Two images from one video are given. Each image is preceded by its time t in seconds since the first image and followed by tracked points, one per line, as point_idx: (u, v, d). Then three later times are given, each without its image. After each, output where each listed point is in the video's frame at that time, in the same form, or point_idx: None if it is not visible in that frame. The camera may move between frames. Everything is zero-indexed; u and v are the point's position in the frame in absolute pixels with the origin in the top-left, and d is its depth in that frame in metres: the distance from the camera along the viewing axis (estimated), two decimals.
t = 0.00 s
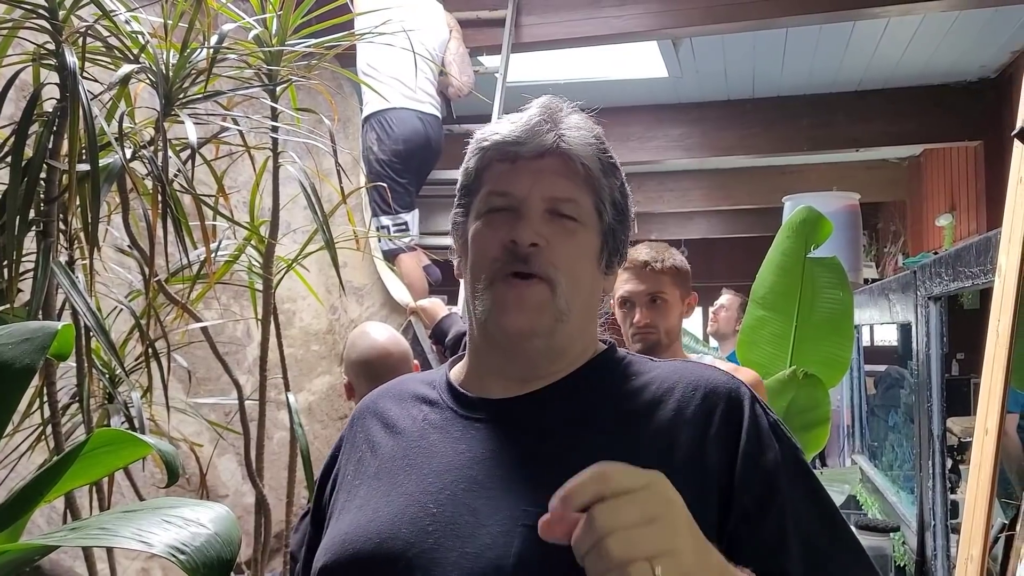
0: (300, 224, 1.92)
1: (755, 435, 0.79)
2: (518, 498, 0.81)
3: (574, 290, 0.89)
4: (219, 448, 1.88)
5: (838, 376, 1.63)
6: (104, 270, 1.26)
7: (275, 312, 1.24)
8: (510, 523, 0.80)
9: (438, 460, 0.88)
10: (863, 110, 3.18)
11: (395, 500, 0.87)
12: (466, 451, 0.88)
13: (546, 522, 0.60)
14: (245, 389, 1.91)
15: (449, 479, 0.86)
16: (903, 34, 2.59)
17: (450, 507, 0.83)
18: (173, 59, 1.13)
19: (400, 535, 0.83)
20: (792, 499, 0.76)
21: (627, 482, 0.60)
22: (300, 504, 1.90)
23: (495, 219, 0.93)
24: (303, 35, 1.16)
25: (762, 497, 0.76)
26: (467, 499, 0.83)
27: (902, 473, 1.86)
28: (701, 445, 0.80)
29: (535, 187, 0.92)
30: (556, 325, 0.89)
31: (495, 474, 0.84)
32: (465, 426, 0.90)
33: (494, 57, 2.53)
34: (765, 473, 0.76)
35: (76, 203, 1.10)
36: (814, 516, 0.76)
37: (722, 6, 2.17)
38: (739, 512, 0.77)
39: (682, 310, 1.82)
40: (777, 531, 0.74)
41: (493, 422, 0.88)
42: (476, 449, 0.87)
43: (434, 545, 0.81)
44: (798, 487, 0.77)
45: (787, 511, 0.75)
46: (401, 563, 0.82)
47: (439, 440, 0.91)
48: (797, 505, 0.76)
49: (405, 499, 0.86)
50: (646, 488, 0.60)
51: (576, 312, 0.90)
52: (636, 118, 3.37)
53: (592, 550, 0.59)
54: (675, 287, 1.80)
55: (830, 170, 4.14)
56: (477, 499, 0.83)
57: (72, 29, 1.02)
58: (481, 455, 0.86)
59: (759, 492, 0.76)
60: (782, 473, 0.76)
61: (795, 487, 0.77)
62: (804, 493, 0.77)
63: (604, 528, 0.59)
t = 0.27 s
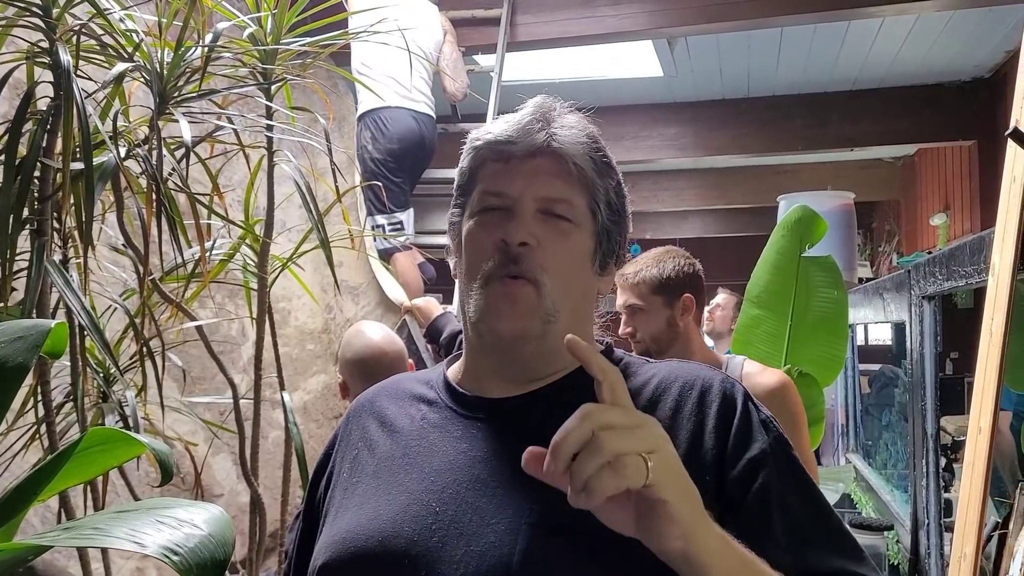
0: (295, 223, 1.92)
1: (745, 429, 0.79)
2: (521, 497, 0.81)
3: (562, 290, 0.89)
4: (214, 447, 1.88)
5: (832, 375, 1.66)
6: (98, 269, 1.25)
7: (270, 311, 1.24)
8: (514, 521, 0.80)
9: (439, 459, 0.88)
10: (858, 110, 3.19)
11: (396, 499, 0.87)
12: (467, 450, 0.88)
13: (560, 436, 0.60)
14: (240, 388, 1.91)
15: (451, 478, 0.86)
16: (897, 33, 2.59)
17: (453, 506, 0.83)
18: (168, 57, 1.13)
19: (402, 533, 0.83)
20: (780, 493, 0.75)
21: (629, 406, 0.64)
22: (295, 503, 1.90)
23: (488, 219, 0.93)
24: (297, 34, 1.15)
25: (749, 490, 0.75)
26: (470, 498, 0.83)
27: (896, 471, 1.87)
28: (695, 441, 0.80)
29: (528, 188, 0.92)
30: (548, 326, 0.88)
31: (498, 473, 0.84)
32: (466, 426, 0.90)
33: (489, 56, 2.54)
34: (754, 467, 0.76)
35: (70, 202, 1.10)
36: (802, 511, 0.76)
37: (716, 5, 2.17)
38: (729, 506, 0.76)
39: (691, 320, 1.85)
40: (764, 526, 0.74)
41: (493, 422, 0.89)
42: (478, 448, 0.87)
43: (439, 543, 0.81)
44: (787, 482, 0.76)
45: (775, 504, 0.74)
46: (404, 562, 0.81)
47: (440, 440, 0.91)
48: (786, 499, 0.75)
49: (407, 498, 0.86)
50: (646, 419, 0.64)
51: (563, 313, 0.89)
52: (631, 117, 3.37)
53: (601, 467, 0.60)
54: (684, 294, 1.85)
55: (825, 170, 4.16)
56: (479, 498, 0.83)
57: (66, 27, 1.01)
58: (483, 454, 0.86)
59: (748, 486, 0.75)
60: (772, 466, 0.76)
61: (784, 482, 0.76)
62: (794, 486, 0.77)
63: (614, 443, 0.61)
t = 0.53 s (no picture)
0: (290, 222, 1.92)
1: (740, 428, 0.80)
2: (515, 494, 0.82)
3: (562, 289, 0.90)
4: (209, 445, 1.88)
5: (825, 373, 1.69)
6: (94, 267, 1.25)
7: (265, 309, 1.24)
8: (508, 519, 0.80)
9: (434, 456, 0.89)
10: (851, 109, 3.20)
11: (391, 496, 0.87)
12: (462, 448, 0.88)
13: (557, 469, 0.58)
14: (235, 386, 1.91)
15: (446, 475, 0.86)
16: (890, 34, 2.61)
17: (447, 503, 0.84)
18: (163, 55, 1.13)
19: (397, 530, 0.84)
20: (773, 491, 0.76)
21: (627, 437, 0.62)
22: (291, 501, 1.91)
23: (482, 222, 0.94)
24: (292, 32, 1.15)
25: (743, 487, 0.76)
26: (464, 496, 0.84)
27: (888, 469, 1.88)
28: (689, 440, 0.81)
29: (520, 189, 0.92)
30: (544, 326, 0.89)
31: (492, 470, 0.84)
32: (461, 423, 0.91)
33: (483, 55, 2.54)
34: (747, 465, 0.77)
35: (66, 200, 1.10)
36: (795, 509, 0.77)
37: (710, 5, 2.18)
38: (723, 504, 0.77)
39: (688, 322, 1.80)
40: (758, 524, 0.74)
41: (488, 420, 0.89)
42: (473, 446, 0.88)
43: (433, 540, 0.82)
44: (779, 481, 0.77)
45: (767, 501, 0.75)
46: (399, 559, 0.82)
47: (435, 437, 0.91)
48: (779, 497, 0.76)
49: (402, 495, 0.87)
50: (644, 450, 0.62)
51: (564, 312, 0.91)
52: (625, 116, 3.38)
53: (600, 509, 0.58)
54: (672, 299, 1.81)
55: (818, 169, 4.18)
56: (474, 495, 0.84)
57: (62, 25, 1.01)
58: (478, 452, 0.86)
59: (742, 483, 0.76)
60: (765, 464, 0.77)
61: (777, 480, 0.77)
62: (787, 485, 0.77)
63: (611, 480, 0.59)
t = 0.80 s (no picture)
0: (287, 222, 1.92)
1: (736, 428, 0.80)
2: (510, 496, 0.82)
3: (558, 294, 0.91)
4: (206, 445, 1.89)
5: (823, 373, 1.72)
6: (92, 268, 1.26)
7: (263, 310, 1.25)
8: (503, 521, 0.81)
9: (431, 458, 0.89)
10: (849, 110, 3.21)
11: (388, 498, 0.88)
12: (458, 450, 0.89)
13: (558, 504, 0.58)
14: (233, 386, 1.92)
15: (442, 477, 0.87)
16: (887, 34, 2.61)
17: (443, 505, 0.84)
18: (161, 57, 1.13)
19: (393, 532, 0.84)
20: (768, 492, 0.77)
21: (631, 469, 0.61)
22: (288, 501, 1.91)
23: (478, 228, 0.95)
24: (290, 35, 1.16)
25: (739, 488, 0.76)
26: (460, 498, 0.84)
27: (883, 468, 1.89)
28: (684, 441, 0.81)
29: (516, 195, 0.93)
30: (542, 331, 0.90)
31: (487, 472, 0.85)
32: (458, 425, 0.91)
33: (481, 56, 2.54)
34: (743, 466, 0.77)
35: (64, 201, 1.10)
36: (790, 510, 0.77)
37: (707, 6, 2.18)
38: (718, 505, 0.77)
39: (678, 327, 1.80)
40: (753, 524, 0.75)
41: (484, 422, 0.90)
42: (469, 448, 0.88)
43: (428, 542, 0.82)
44: (775, 482, 0.78)
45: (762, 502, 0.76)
46: (395, 560, 0.82)
47: (432, 439, 0.92)
48: (774, 497, 0.77)
49: (398, 497, 0.87)
50: (649, 481, 0.61)
51: (562, 317, 0.91)
52: (623, 117, 3.38)
53: (603, 546, 0.58)
54: (661, 306, 1.83)
55: (816, 169, 4.18)
56: (469, 497, 0.84)
57: (61, 27, 1.02)
58: (474, 454, 0.87)
59: (738, 484, 0.77)
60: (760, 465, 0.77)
61: (772, 481, 0.78)
62: (782, 485, 0.78)
63: (614, 517, 0.58)
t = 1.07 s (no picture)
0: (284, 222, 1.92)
1: (738, 430, 0.80)
2: (507, 499, 0.82)
3: (549, 294, 0.90)
4: (203, 445, 1.89)
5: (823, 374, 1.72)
6: (89, 268, 1.25)
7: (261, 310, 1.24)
8: (499, 524, 0.80)
9: (428, 460, 0.89)
10: (848, 109, 3.20)
11: (386, 500, 0.88)
12: (456, 451, 0.88)
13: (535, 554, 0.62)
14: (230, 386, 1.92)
15: (440, 480, 0.86)
16: (886, 33, 2.61)
17: (441, 508, 0.84)
18: (158, 56, 1.13)
19: (391, 535, 0.84)
20: (770, 496, 0.77)
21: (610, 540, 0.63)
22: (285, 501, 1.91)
23: (465, 232, 0.94)
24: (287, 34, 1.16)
25: (742, 492, 0.77)
26: (458, 500, 0.84)
27: (882, 468, 1.89)
28: (685, 442, 0.81)
29: (501, 198, 0.92)
30: (534, 332, 0.90)
31: (485, 474, 0.84)
32: (455, 426, 0.91)
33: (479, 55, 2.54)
34: (745, 469, 0.77)
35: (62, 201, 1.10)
36: (792, 513, 0.78)
37: (705, 5, 2.18)
38: (720, 508, 0.77)
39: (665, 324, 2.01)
40: (755, 528, 0.75)
41: (482, 423, 0.89)
42: (466, 449, 0.88)
43: (426, 545, 0.82)
44: (776, 485, 0.78)
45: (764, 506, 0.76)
46: (392, 563, 0.83)
47: (430, 440, 0.91)
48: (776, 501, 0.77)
49: (396, 499, 0.87)
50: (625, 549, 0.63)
51: (554, 317, 0.91)
52: (622, 116, 3.38)
53: None
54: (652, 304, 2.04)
55: (814, 168, 4.18)
56: (465, 499, 0.84)
57: (57, 26, 1.01)
58: (471, 456, 0.87)
59: (741, 488, 0.77)
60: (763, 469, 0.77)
61: (774, 485, 0.78)
62: (783, 489, 0.78)
63: None
